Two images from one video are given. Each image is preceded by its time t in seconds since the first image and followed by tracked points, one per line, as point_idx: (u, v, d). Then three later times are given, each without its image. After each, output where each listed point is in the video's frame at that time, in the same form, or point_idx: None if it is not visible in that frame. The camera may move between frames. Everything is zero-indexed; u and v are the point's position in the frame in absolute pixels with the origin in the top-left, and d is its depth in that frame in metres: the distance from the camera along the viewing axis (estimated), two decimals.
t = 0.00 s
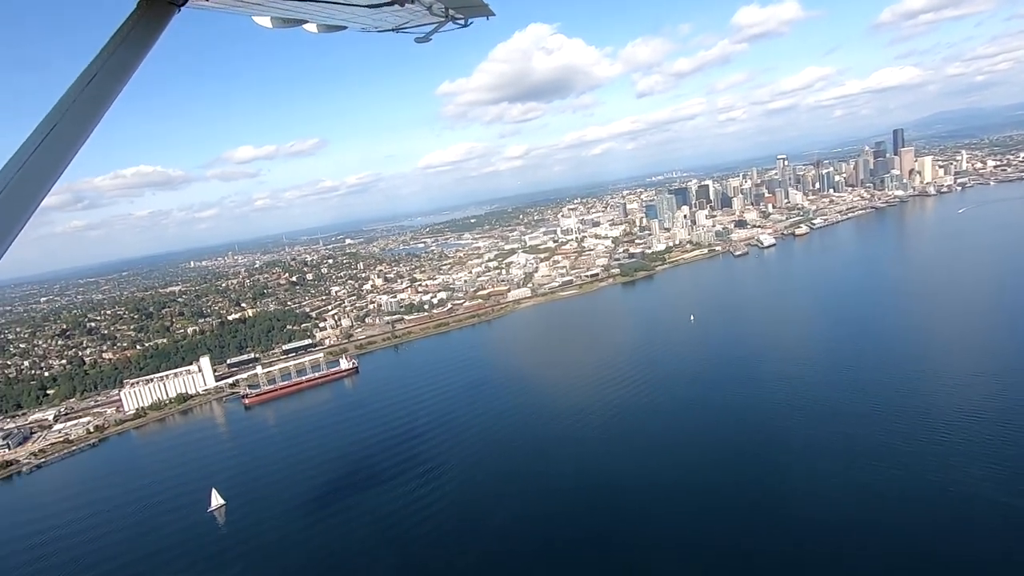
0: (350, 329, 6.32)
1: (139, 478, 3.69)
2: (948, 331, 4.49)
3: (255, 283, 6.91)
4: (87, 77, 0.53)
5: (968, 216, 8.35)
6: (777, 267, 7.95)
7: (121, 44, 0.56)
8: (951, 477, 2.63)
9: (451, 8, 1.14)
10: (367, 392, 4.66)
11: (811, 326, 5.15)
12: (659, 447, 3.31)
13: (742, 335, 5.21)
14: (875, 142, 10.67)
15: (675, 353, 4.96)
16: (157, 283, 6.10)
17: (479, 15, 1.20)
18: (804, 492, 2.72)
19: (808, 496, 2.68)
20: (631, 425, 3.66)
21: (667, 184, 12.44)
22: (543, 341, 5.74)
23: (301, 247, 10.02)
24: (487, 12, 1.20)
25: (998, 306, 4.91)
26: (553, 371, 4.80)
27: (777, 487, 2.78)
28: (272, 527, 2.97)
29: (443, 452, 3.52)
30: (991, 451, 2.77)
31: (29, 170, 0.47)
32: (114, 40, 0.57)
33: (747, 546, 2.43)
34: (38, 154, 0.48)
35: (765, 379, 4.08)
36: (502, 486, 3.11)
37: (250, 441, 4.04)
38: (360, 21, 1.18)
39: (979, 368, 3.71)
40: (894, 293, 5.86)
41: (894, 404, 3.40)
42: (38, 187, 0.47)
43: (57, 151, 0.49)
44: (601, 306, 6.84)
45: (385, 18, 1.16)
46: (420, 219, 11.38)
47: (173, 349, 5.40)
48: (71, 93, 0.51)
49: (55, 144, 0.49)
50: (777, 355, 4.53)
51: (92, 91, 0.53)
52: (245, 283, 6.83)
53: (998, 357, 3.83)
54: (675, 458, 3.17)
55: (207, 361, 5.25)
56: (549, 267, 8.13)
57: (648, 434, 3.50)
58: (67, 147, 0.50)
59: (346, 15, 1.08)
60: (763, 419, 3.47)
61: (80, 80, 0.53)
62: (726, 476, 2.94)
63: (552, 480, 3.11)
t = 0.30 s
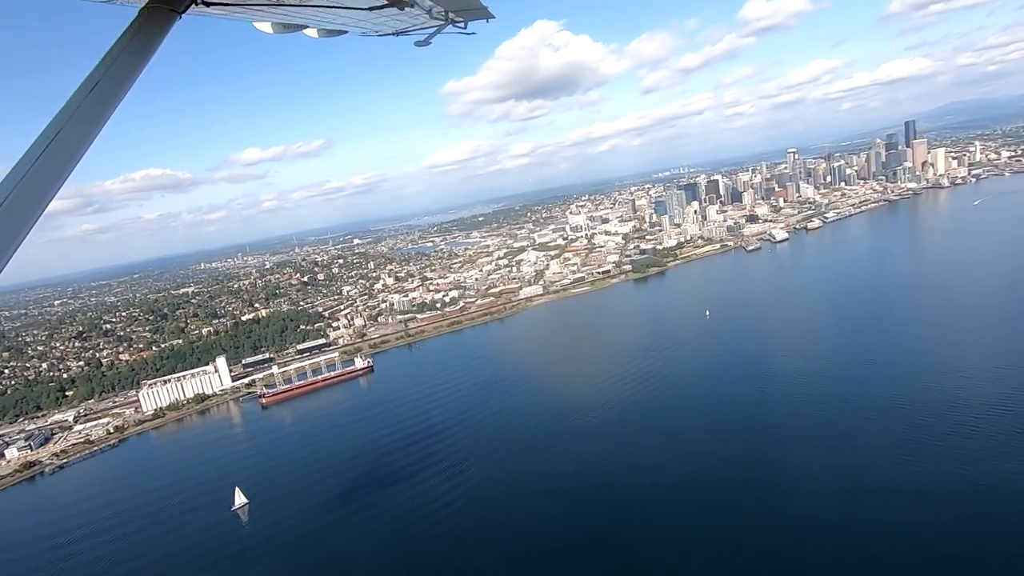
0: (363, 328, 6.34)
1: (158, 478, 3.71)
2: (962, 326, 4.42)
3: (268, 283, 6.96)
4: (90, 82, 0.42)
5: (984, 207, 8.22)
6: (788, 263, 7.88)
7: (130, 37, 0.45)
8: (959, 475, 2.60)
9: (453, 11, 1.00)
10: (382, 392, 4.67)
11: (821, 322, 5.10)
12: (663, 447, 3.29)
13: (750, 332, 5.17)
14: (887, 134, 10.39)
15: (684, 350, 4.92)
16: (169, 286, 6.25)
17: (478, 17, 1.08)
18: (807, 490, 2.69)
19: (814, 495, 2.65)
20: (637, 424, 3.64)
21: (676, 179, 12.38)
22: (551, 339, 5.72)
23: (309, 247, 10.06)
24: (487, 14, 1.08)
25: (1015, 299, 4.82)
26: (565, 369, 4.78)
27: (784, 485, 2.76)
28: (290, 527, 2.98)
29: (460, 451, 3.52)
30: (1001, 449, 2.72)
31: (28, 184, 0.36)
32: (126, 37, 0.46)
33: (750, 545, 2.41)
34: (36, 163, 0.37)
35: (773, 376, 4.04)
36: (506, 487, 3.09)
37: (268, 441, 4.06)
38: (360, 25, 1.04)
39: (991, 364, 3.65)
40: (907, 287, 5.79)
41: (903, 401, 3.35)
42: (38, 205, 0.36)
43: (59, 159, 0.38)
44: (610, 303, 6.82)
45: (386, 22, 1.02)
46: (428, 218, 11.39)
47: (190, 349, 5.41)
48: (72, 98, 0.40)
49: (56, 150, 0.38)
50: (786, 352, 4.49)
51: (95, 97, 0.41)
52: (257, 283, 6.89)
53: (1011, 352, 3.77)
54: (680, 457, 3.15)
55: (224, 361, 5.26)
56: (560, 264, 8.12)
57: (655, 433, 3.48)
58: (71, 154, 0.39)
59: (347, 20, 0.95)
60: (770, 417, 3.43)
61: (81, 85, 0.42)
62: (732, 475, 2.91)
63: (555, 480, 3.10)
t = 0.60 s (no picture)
0: (375, 328, 6.35)
1: (175, 478, 3.74)
2: (971, 322, 4.37)
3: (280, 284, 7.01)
4: (89, 92, 0.46)
5: (996, 200, 8.12)
6: (797, 259, 7.82)
7: (129, 46, 0.49)
8: (959, 475, 2.58)
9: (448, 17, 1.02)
10: (396, 390, 4.69)
11: (828, 319, 5.05)
12: (665, 446, 3.28)
13: (756, 330, 5.13)
14: (897, 129, 10.10)
15: (689, 349, 4.88)
16: (179, 287, 6.27)
17: (472, 21, 1.10)
18: (808, 490, 2.67)
19: (817, 495, 2.63)
20: (640, 423, 3.63)
21: (684, 175, 12.32)
22: (557, 338, 5.70)
23: (316, 247, 10.07)
24: (481, 20, 1.11)
25: None
26: (573, 368, 4.77)
27: (786, 487, 2.72)
28: (309, 525, 3.00)
29: (475, 450, 3.52)
30: (1006, 446, 2.70)
31: (35, 182, 0.39)
32: (125, 43, 0.50)
33: (752, 547, 2.39)
34: (40, 170, 0.40)
35: (778, 375, 4.01)
36: (509, 487, 3.09)
37: (285, 440, 4.09)
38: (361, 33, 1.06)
39: (997, 359, 3.62)
40: (917, 283, 5.72)
41: (907, 398, 3.33)
42: (42, 208, 0.39)
43: (61, 163, 0.41)
44: (618, 302, 6.78)
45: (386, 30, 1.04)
46: (434, 217, 11.40)
47: (203, 351, 5.44)
48: (74, 105, 0.43)
49: (61, 153, 0.41)
50: (790, 350, 4.46)
51: (94, 106, 0.45)
52: (268, 284, 6.93)
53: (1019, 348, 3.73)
54: (683, 458, 3.13)
55: (239, 363, 5.31)
56: (571, 262, 8.10)
57: (658, 433, 3.46)
58: (74, 156, 0.42)
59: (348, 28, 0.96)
60: (773, 416, 3.41)
61: (80, 95, 0.45)
62: (733, 475, 2.89)
63: (557, 480, 3.10)
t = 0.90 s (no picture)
0: (388, 327, 6.36)
1: (192, 477, 3.75)
2: (982, 318, 4.33)
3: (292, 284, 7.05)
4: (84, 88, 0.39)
5: (1009, 195, 8.04)
6: (809, 256, 7.76)
7: (128, 39, 0.42)
8: (963, 474, 2.56)
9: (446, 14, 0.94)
10: (410, 390, 4.68)
11: (838, 316, 5.01)
12: (669, 447, 3.26)
13: (765, 327, 5.10)
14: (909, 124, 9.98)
15: (696, 347, 4.85)
16: (192, 288, 6.40)
17: (469, 19, 1.03)
18: (814, 490, 2.65)
19: (822, 494, 2.62)
20: (647, 423, 3.61)
21: (693, 172, 12.26)
22: (565, 337, 5.68)
23: (324, 248, 10.10)
24: (480, 16, 1.04)
25: None
26: (584, 367, 4.75)
27: (789, 486, 2.71)
28: (328, 524, 2.99)
29: (492, 449, 3.51)
30: (1013, 446, 2.68)
31: (22, 195, 0.33)
32: (122, 42, 0.43)
33: (757, 547, 2.38)
34: (33, 172, 0.34)
35: (784, 374, 3.98)
36: (519, 486, 3.08)
37: (301, 440, 4.09)
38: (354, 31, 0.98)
39: (1008, 356, 3.59)
40: (929, 279, 5.67)
41: (913, 397, 3.31)
42: (30, 223, 0.33)
43: (55, 168, 0.35)
44: (627, 300, 6.75)
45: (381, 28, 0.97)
46: (442, 218, 11.41)
47: (218, 351, 5.47)
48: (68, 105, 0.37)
49: (51, 163, 0.35)
50: (798, 348, 4.43)
51: (89, 107, 0.38)
52: (280, 285, 6.96)
53: None
54: (688, 457, 3.11)
55: (254, 362, 5.33)
56: (582, 260, 8.09)
57: (666, 431, 3.44)
58: (67, 161, 0.36)
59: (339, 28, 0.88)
60: (778, 415, 3.39)
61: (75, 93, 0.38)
62: (735, 475, 2.88)
63: (559, 481, 3.09)
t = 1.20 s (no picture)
0: (399, 329, 6.37)
1: (208, 478, 3.75)
2: (995, 321, 4.29)
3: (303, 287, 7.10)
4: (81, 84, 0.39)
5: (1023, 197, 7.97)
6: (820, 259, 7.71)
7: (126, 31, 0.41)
8: (977, 476, 2.54)
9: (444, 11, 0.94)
10: (424, 392, 4.68)
11: (848, 320, 4.98)
12: (677, 449, 3.25)
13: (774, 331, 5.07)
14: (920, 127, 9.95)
15: (704, 351, 4.84)
16: (203, 291, 6.53)
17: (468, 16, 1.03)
18: (823, 492, 2.64)
19: (831, 497, 2.61)
20: (656, 425, 3.60)
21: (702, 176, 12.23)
22: (574, 340, 5.67)
23: (333, 251, 10.13)
24: (479, 14, 1.04)
25: None
26: (594, 370, 4.73)
27: (797, 489, 2.70)
28: (347, 524, 2.99)
29: (508, 450, 3.50)
30: None
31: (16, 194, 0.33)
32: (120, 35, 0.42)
33: (765, 548, 2.37)
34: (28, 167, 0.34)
35: (792, 377, 3.96)
36: (539, 487, 3.08)
37: (316, 441, 4.10)
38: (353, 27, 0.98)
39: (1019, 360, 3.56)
40: (941, 283, 5.63)
41: (923, 400, 3.29)
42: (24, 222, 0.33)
43: (50, 166, 0.35)
44: (636, 303, 6.74)
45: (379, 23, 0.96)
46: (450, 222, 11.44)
47: (231, 351, 5.50)
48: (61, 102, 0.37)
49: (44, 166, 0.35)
50: (807, 352, 4.40)
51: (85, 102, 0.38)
52: (292, 287, 7.00)
53: None
54: (696, 460, 3.11)
55: (268, 363, 5.34)
56: (592, 263, 8.07)
57: (675, 434, 3.43)
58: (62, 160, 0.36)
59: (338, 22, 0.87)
60: (785, 418, 3.37)
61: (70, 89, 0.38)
62: (743, 478, 2.88)
63: (567, 482, 3.09)
